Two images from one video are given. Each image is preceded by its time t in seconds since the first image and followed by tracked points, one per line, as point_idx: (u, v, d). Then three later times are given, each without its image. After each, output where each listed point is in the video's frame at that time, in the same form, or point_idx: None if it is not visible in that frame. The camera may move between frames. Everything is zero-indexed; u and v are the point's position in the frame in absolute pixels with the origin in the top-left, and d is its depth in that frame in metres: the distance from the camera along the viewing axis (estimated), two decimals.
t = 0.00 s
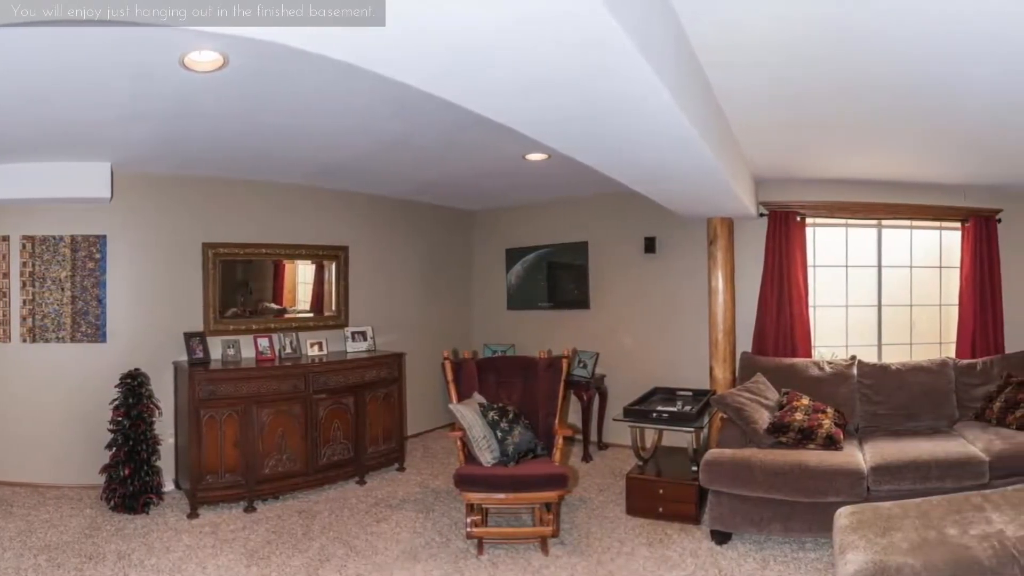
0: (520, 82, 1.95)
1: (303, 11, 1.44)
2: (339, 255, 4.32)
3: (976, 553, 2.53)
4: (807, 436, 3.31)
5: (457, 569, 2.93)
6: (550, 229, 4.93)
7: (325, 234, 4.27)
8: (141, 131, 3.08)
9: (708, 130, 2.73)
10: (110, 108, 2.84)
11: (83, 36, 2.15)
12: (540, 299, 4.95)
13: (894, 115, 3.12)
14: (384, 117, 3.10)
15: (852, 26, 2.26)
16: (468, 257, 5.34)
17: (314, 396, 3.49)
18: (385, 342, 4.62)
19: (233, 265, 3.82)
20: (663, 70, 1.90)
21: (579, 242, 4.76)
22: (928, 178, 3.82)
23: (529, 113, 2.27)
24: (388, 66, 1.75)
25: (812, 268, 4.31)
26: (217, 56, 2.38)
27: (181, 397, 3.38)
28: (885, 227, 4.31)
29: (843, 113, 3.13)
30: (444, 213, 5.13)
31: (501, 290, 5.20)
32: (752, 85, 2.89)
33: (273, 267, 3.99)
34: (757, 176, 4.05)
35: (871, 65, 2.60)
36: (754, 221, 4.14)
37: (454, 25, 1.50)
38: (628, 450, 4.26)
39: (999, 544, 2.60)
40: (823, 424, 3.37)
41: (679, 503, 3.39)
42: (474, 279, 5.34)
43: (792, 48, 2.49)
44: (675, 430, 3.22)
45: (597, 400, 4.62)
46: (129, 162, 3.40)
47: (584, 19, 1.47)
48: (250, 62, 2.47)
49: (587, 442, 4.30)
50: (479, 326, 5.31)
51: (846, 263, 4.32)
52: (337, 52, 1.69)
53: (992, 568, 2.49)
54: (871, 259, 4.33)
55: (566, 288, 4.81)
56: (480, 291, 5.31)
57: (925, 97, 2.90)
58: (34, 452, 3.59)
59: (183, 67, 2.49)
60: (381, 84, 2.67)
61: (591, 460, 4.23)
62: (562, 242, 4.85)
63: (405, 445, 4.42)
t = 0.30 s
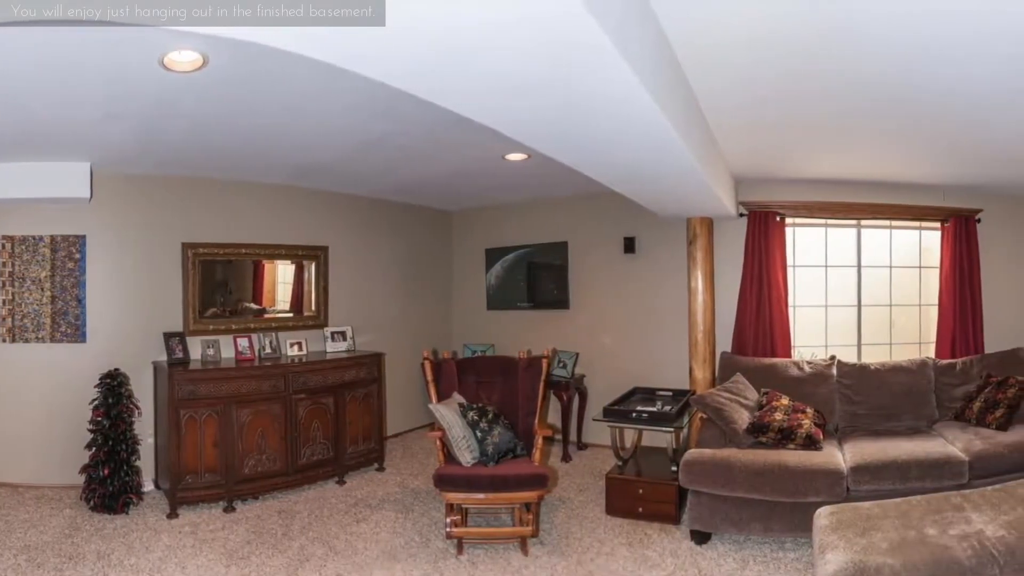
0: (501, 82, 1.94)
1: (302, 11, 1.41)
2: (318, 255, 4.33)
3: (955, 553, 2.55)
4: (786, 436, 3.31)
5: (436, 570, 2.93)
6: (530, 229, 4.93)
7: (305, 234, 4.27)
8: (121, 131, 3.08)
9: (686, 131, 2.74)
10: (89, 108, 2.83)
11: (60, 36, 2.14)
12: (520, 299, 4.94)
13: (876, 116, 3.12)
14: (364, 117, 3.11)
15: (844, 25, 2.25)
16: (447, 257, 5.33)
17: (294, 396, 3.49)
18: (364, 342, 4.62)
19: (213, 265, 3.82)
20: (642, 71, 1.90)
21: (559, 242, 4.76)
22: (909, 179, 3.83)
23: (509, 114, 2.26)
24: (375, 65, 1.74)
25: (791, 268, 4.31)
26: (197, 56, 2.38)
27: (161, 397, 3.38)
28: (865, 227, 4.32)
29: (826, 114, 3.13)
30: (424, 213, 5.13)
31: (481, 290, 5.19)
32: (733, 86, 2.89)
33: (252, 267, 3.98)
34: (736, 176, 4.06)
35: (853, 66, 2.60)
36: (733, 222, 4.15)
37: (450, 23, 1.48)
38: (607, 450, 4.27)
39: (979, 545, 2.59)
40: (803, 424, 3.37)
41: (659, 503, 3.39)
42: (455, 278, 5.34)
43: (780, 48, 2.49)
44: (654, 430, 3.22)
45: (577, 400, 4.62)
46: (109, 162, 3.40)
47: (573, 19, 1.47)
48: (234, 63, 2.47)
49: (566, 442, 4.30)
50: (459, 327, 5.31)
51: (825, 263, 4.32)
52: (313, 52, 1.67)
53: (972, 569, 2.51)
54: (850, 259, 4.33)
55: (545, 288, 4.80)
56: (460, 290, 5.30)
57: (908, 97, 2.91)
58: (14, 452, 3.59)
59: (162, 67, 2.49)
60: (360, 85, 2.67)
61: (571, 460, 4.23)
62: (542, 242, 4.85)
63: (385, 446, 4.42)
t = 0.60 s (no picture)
0: (484, 82, 1.94)
1: (302, 11, 1.41)
2: (298, 255, 4.33)
3: (935, 553, 2.55)
4: (766, 437, 3.30)
5: (416, 570, 2.93)
6: (510, 228, 4.92)
7: (284, 234, 4.27)
8: (101, 131, 3.08)
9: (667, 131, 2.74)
10: (69, 108, 2.83)
11: (38, 36, 2.14)
12: (500, 299, 4.94)
13: (857, 116, 3.13)
14: (344, 117, 3.11)
15: (835, 25, 2.26)
16: (427, 256, 5.33)
17: (273, 396, 3.49)
18: (344, 342, 4.62)
19: (193, 265, 3.82)
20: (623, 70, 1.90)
21: (539, 242, 4.76)
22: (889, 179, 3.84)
23: (490, 114, 2.26)
24: (360, 66, 1.73)
25: (771, 268, 4.31)
26: (176, 56, 2.38)
27: (141, 397, 3.38)
28: (845, 228, 4.32)
29: (810, 114, 3.13)
30: (404, 213, 5.13)
31: (461, 291, 5.18)
32: (714, 85, 2.89)
33: (232, 267, 3.98)
34: (717, 176, 4.06)
35: (834, 65, 2.60)
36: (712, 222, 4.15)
37: (448, 21, 1.47)
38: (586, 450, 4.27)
39: (960, 545, 2.59)
40: (783, 424, 3.37)
41: (639, 503, 3.39)
42: (436, 278, 5.33)
43: (769, 48, 2.49)
44: (634, 430, 3.22)
45: (556, 400, 4.62)
46: (89, 162, 3.40)
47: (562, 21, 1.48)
48: (220, 62, 2.47)
49: (546, 442, 4.30)
50: (440, 326, 5.31)
51: (805, 263, 4.32)
52: (293, 52, 1.67)
53: (951, 569, 2.52)
54: (830, 259, 4.33)
55: (525, 288, 4.80)
56: (440, 291, 5.30)
57: (889, 98, 2.92)
58: None
59: (142, 67, 2.49)
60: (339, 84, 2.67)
61: (550, 460, 4.23)
62: (522, 242, 4.84)
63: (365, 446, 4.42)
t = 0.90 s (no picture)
0: (463, 82, 1.93)
1: (301, 11, 1.39)
2: (277, 255, 4.33)
3: (915, 553, 2.56)
4: (745, 436, 3.30)
5: (395, 570, 2.93)
6: (490, 229, 4.92)
7: (264, 234, 4.28)
8: (81, 131, 3.08)
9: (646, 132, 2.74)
10: (48, 108, 2.83)
11: (16, 35, 2.13)
12: (479, 299, 4.93)
13: (838, 116, 3.13)
14: (323, 117, 3.11)
15: (826, 24, 2.24)
16: (406, 257, 5.33)
17: (253, 396, 3.49)
18: (323, 342, 4.63)
19: (172, 265, 3.83)
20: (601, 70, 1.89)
21: (518, 242, 4.76)
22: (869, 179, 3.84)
23: (468, 113, 2.25)
24: (341, 66, 1.72)
25: (750, 268, 4.31)
26: (155, 56, 2.38)
27: (120, 397, 3.39)
28: (824, 228, 4.32)
29: (791, 113, 3.13)
30: (382, 212, 5.13)
31: (441, 291, 5.18)
32: (693, 84, 2.88)
33: (212, 267, 3.99)
34: (696, 176, 4.06)
35: (815, 64, 2.59)
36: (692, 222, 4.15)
37: (449, 17, 1.44)
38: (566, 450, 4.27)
39: (940, 545, 2.59)
40: (763, 424, 3.37)
41: (619, 503, 3.39)
42: (415, 278, 5.32)
43: (754, 48, 2.48)
44: (614, 430, 3.22)
45: (536, 400, 4.63)
46: (69, 162, 3.40)
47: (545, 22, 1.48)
48: (207, 60, 2.46)
49: (526, 442, 4.30)
50: (420, 327, 5.31)
51: (784, 263, 4.32)
52: (271, 51, 1.65)
53: (930, 568, 2.52)
54: (809, 259, 4.34)
55: (505, 288, 4.79)
56: (420, 291, 5.30)
57: (868, 98, 2.93)
58: None
59: (122, 67, 2.49)
60: (318, 84, 2.67)
61: (530, 460, 4.23)
62: (501, 242, 4.84)
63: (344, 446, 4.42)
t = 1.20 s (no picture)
0: (446, 83, 1.92)
1: (301, 10, 1.38)
2: (257, 255, 4.34)
3: (895, 553, 2.56)
4: (725, 436, 3.30)
5: (374, 570, 2.93)
6: (469, 229, 4.92)
7: (243, 234, 4.28)
8: (60, 131, 3.07)
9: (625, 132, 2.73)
10: (26, 108, 2.82)
11: None
12: (459, 299, 4.93)
13: (819, 116, 3.13)
14: (302, 117, 3.11)
15: (807, 24, 2.24)
16: (386, 257, 5.33)
17: (232, 396, 3.49)
18: (302, 342, 4.63)
19: (152, 266, 3.85)
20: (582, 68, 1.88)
21: (496, 242, 4.76)
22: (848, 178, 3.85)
23: (448, 114, 2.25)
24: (323, 66, 1.71)
25: (730, 268, 4.31)
26: (134, 56, 2.38)
27: (100, 397, 3.39)
28: (804, 227, 4.33)
29: (773, 113, 3.12)
30: (362, 212, 5.14)
31: (421, 291, 5.18)
32: (670, 84, 2.88)
33: (191, 268, 4.01)
34: (675, 176, 4.06)
35: (797, 63, 2.58)
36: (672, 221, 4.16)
37: (444, 18, 1.43)
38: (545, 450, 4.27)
39: (919, 546, 2.59)
40: (742, 424, 3.38)
41: (598, 503, 3.39)
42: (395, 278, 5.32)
43: (740, 48, 2.47)
44: (593, 430, 3.22)
45: (516, 400, 4.63)
46: (48, 162, 3.39)
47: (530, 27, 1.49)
48: (190, 60, 2.46)
49: (505, 442, 4.30)
50: (400, 326, 5.30)
51: (764, 262, 4.32)
52: (252, 52, 1.65)
53: (910, 568, 2.53)
54: (789, 259, 4.34)
55: (484, 288, 4.79)
56: (399, 291, 5.30)
57: (847, 99, 2.93)
58: None
59: (100, 67, 2.48)
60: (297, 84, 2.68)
61: (509, 460, 4.23)
62: (481, 242, 4.84)
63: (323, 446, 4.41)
